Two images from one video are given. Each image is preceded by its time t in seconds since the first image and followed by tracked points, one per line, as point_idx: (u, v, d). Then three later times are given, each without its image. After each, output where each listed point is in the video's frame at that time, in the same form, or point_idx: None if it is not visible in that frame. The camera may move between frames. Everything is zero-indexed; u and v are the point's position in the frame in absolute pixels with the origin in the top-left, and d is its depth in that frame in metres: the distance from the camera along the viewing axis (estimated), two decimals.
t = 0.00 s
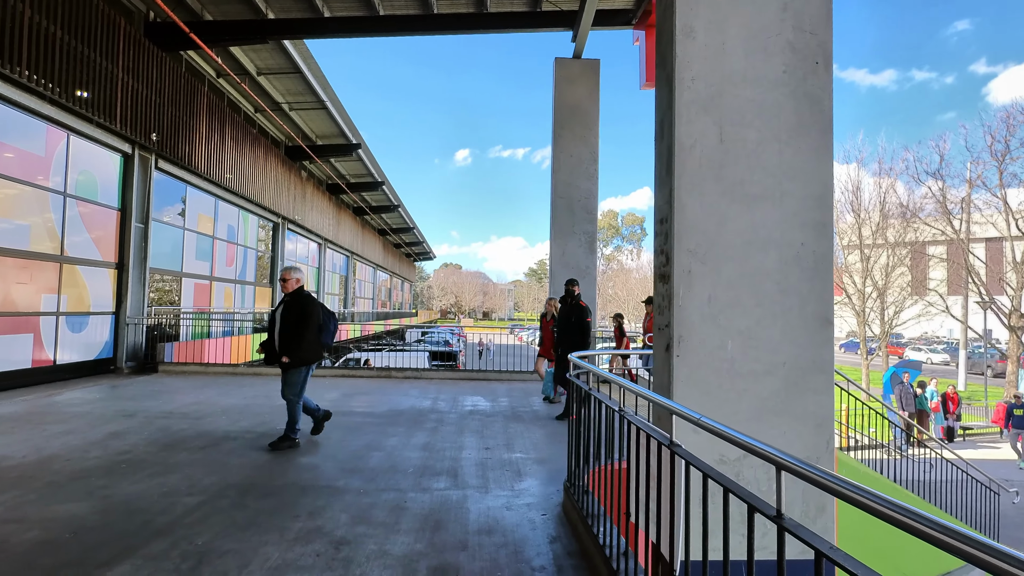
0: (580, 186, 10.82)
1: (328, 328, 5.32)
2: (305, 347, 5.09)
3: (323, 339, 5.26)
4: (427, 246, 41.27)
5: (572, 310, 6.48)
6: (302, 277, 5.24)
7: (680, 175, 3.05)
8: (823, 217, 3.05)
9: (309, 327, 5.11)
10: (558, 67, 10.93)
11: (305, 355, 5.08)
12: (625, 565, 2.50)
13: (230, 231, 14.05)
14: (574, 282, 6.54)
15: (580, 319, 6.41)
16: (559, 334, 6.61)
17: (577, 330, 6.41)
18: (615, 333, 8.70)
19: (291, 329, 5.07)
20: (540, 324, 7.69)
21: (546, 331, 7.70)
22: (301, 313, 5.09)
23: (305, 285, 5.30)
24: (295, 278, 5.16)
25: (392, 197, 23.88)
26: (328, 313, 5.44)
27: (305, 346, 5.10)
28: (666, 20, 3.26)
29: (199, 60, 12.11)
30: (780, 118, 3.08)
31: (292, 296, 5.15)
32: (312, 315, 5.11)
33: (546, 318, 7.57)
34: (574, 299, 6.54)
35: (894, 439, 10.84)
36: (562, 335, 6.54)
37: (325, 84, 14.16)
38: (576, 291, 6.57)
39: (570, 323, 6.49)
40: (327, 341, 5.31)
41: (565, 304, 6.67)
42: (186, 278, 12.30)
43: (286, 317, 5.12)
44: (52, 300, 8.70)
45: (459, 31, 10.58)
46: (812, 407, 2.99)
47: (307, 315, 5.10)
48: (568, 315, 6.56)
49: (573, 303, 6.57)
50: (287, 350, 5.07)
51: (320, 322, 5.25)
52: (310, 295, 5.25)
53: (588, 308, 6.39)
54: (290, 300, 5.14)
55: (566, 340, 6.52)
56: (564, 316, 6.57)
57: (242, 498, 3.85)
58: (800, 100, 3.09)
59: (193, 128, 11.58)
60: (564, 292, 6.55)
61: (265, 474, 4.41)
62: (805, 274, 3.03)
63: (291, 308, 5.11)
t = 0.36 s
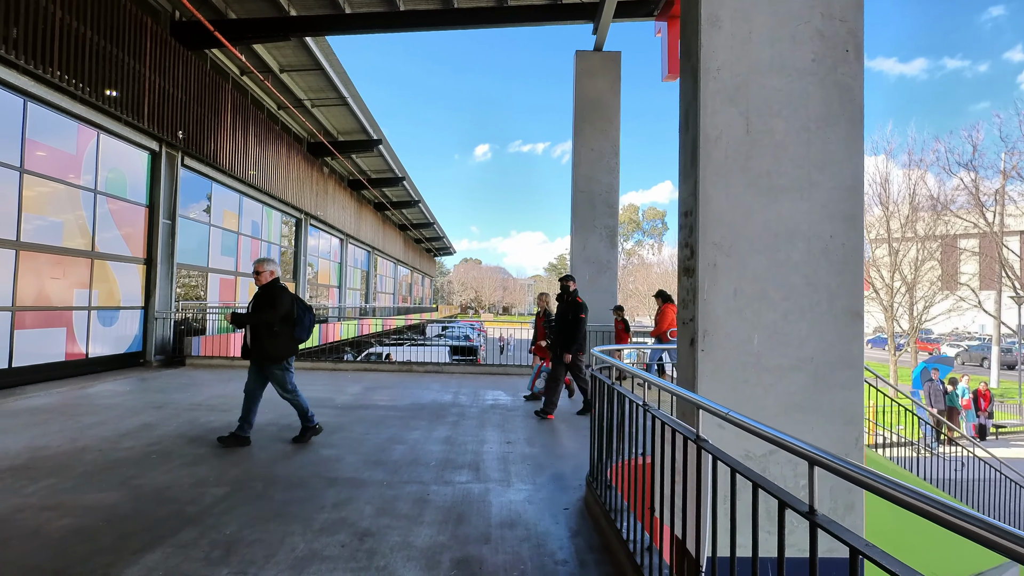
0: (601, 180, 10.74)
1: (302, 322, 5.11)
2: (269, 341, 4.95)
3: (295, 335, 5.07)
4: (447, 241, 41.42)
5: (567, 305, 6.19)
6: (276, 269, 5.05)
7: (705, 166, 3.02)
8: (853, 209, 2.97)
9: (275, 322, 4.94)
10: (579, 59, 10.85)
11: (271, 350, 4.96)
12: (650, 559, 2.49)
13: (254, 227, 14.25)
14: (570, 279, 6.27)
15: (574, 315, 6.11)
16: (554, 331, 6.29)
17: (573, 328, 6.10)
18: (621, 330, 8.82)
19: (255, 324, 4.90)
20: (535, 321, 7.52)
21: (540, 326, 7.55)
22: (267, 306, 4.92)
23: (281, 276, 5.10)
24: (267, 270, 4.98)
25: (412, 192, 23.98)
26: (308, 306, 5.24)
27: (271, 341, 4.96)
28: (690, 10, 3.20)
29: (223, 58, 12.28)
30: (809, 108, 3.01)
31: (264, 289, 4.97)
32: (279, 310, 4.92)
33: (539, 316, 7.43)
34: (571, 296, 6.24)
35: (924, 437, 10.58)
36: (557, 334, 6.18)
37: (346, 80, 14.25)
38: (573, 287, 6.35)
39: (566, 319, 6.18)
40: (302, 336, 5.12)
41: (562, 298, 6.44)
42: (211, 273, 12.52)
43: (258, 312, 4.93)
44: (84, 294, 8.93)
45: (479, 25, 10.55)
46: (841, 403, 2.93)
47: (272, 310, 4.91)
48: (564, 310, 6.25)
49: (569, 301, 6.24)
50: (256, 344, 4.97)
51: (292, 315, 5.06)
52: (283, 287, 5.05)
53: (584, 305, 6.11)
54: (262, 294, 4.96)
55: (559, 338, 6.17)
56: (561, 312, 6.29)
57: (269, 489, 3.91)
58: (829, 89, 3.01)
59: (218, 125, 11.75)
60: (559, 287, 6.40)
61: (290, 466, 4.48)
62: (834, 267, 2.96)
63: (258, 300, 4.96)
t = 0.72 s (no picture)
0: (628, 173, 10.64)
1: (283, 315, 5.00)
2: (258, 335, 4.72)
3: (278, 328, 4.94)
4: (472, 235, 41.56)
5: (573, 296, 6.08)
6: (252, 261, 4.89)
7: (738, 159, 2.96)
8: (893, 202, 2.88)
9: (264, 315, 4.77)
10: (606, 51, 10.74)
11: (259, 344, 4.74)
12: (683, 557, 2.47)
13: (284, 222, 14.50)
14: (571, 269, 6.14)
15: (583, 305, 6.00)
16: (559, 324, 6.19)
17: (578, 318, 5.99)
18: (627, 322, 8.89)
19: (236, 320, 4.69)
20: (533, 313, 7.49)
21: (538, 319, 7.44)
22: (253, 299, 4.72)
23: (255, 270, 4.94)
24: (244, 263, 4.81)
25: (438, 187, 24.09)
26: (284, 299, 5.13)
27: (259, 335, 4.75)
28: None
29: (252, 56, 12.45)
30: (848, 98, 2.93)
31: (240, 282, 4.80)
32: (268, 302, 4.77)
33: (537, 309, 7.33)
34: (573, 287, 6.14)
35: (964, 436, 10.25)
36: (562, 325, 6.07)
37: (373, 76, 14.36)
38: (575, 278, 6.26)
39: (569, 311, 6.08)
40: (284, 330, 5.01)
41: (561, 291, 6.33)
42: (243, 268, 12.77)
43: (235, 305, 4.75)
44: (123, 289, 9.20)
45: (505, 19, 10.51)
46: (879, 401, 2.86)
47: (261, 303, 4.74)
48: (568, 302, 6.15)
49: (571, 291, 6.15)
50: (242, 340, 4.69)
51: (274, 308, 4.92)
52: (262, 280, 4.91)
53: (590, 294, 6.02)
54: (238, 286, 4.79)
55: (568, 330, 6.07)
56: (563, 304, 6.18)
57: (303, 481, 3.99)
58: (869, 78, 2.93)
59: (248, 123, 11.97)
60: (561, 279, 6.22)
61: (322, 458, 4.56)
62: (872, 262, 2.89)
63: (241, 294, 4.75)
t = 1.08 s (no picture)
0: (664, 166, 10.49)
1: (267, 308, 4.73)
2: (232, 330, 4.48)
3: (259, 321, 4.67)
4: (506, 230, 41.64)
5: (587, 292, 5.79)
6: (235, 250, 4.63)
7: (780, 151, 2.89)
8: (945, 194, 2.76)
9: (240, 307, 4.51)
10: (642, 43, 10.58)
11: (235, 340, 4.49)
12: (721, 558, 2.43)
13: (322, 218, 14.80)
14: (586, 264, 5.81)
15: (598, 302, 5.72)
16: (569, 321, 5.87)
17: (594, 317, 5.69)
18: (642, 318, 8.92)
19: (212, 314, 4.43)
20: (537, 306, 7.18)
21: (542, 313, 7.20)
22: (229, 291, 4.50)
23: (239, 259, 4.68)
24: (225, 251, 4.56)
25: (472, 182, 24.19)
26: (270, 290, 4.85)
27: (235, 330, 4.50)
28: None
29: (292, 55, 12.70)
30: (898, 87, 2.82)
31: (220, 272, 4.55)
32: (243, 294, 4.51)
33: (540, 302, 7.04)
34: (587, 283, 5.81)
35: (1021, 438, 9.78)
36: (575, 324, 5.77)
37: (409, 73, 14.50)
38: (588, 273, 5.95)
39: (583, 309, 5.76)
40: (267, 323, 4.73)
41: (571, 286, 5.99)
42: (284, 264, 13.09)
43: (214, 297, 4.52)
44: (171, 284, 9.56)
45: (539, 12, 10.45)
46: (928, 402, 2.76)
47: (236, 294, 4.50)
48: (580, 298, 5.86)
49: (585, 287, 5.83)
50: (215, 335, 4.46)
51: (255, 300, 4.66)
52: (244, 270, 4.65)
53: (604, 292, 5.77)
54: (218, 276, 4.55)
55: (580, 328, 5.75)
56: (575, 302, 5.84)
57: (343, 472, 4.09)
58: (921, 66, 2.81)
59: (288, 121, 12.24)
60: (574, 273, 5.84)
61: (361, 450, 4.66)
62: (923, 257, 2.78)
63: (220, 285, 4.53)
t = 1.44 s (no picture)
0: (716, 157, 10.21)
1: (256, 304, 4.58)
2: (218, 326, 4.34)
3: (248, 318, 4.53)
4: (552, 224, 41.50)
5: (612, 284, 5.56)
6: (226, 243, 4.48)
7: (841, 137, 2.76)
8: None
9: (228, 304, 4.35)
10: (693, 31, 10.32)
11: (219, 336, 4.37)
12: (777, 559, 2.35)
13: (372, 214, 15.12)
14: (612, 255, 5.61)
15: (621, 296, 5.46)
16: (593, 314, 5.66)
17: (618, 311, 5.47)
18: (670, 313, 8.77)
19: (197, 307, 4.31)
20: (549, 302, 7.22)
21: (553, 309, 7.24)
22: (216, 287, 4.33)
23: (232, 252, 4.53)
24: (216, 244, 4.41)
25: (518, 177, 24.21)
26: (262, 284, 4.70)
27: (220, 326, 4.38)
28: None
29: (344, 55, 13.00)
30: (972, 67, 2.66)
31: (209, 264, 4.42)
32: (231, 291, 4.35)
33: (552, 297, 7.06)
34: (614, 275, 5.60)
35: None
36: (598, 317, 5.56)
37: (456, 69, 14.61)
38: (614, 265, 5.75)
39: (608, 302, 5.55)
40: (257, 320, 4.60)
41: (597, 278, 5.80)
42: (336, 259, 13.45)
43: (201, 289, 4.40)
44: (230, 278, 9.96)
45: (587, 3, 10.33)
46: (1003, 401, 2.61)
47: (224, 291, 4.33)
48: (606, 291, 5.63)
49: (611, 279, 5.62)
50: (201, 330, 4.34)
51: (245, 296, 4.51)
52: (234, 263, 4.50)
53: (631, 283, 5.50)
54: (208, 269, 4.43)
55: (602, 321, 5.55)
56: (600, 295, 5.63)
57: (393, 462, 4.17)
58: (998, 44, 2.64)
59: (338, 119, 12.53)
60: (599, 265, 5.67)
61: (410, 440, 4.75)
62: (999, 248, 2.62)
63: (208, 279, 4.37)
